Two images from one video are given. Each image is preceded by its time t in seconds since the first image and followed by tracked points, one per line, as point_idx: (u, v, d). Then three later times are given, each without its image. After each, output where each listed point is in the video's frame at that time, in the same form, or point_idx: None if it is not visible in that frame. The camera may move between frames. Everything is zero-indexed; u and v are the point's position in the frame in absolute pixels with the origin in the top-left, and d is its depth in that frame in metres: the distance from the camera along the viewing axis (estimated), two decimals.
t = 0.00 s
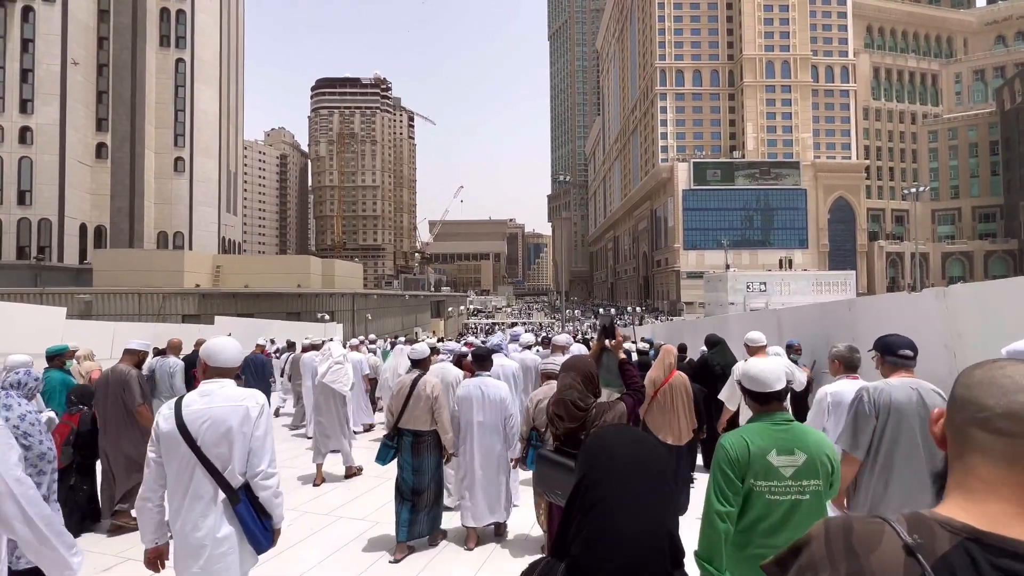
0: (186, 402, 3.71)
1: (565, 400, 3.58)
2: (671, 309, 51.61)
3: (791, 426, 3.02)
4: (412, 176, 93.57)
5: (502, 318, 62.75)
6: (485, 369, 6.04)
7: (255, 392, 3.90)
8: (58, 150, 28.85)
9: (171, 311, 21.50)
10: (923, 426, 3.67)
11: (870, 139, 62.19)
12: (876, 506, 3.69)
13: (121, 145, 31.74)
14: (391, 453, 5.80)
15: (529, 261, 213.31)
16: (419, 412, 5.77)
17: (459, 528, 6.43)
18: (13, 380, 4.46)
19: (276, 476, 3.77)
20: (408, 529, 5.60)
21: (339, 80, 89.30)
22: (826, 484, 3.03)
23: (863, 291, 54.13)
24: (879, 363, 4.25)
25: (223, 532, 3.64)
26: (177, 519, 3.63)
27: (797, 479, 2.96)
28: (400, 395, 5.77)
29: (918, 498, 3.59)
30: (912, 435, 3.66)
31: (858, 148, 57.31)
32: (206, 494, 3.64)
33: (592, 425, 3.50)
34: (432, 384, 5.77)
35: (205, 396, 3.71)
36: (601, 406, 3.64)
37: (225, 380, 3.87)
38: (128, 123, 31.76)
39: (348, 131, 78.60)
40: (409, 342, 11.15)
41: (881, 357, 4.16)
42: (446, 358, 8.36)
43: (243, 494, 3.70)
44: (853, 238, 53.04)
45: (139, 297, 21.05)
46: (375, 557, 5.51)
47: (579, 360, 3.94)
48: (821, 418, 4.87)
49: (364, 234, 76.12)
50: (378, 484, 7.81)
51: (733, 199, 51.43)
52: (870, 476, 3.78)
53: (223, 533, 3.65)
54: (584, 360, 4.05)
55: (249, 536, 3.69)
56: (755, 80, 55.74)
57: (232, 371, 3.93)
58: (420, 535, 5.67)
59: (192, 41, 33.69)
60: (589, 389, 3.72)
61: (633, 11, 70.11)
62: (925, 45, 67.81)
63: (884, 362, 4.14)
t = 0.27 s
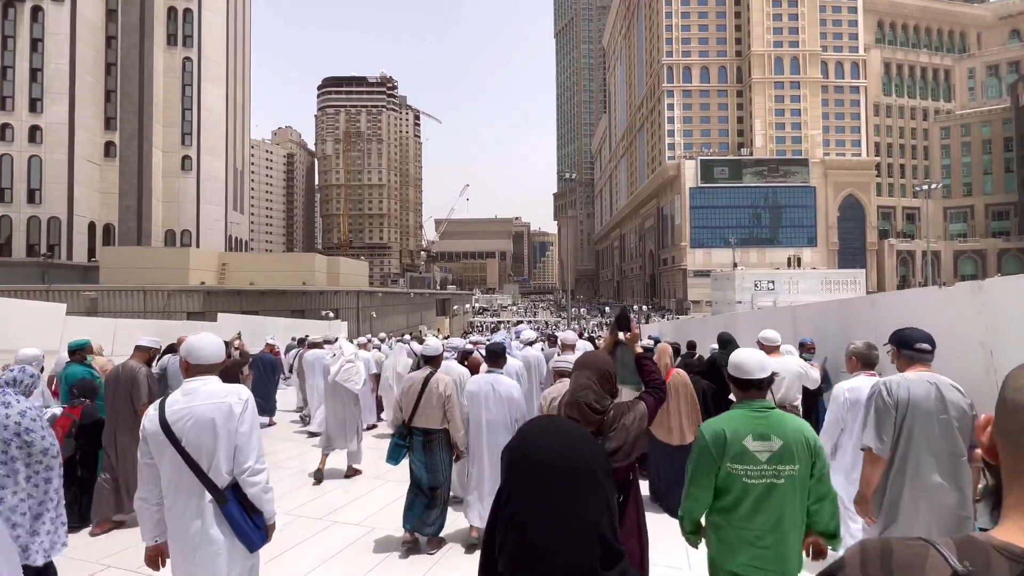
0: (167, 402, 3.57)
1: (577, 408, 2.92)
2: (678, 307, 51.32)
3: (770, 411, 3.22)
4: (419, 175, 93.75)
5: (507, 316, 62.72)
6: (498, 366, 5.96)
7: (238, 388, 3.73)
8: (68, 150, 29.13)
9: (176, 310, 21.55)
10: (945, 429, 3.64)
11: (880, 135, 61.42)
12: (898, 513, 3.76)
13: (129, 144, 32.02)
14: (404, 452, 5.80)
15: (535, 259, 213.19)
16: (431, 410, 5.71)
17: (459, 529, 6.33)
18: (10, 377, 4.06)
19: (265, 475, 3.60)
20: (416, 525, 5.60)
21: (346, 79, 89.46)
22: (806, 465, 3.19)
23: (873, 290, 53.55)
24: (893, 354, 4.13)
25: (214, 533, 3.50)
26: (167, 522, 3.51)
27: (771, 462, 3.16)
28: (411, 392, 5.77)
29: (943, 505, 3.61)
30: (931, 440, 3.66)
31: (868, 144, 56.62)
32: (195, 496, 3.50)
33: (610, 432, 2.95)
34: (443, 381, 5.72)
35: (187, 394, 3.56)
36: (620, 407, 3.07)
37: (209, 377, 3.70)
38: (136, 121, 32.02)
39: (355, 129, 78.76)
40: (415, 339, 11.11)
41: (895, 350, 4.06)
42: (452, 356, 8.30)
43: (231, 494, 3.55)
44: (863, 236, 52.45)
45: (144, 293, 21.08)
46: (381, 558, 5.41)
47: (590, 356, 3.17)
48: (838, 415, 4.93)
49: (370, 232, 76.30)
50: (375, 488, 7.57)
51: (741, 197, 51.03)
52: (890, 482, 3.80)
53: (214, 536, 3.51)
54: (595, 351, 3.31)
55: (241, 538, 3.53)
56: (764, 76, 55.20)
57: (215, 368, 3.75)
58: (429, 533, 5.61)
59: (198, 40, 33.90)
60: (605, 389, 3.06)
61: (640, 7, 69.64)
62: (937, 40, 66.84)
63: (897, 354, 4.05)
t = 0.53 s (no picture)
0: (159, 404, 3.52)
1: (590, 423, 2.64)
2: (683, 307, 51.15)
3: (770, 420, 3.15)
4: (422, 175, 93.85)
5: (511, 317, 62.61)
6: (499, 370, 6.00)
7: (232, 389, 3.65)
8: (73, 151, 29.33)
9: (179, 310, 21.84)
10: (943, 437, 3.59)
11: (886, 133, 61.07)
12: (894, 524, 3.70)
13: (134, 145, 32.25)
14: (406, 457, 5.74)
15: (540, 258, 213.38)
16: (432, 414, 5.65)
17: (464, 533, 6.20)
18: (9, 379, 4.11)
19: (260, 479, 3.51)
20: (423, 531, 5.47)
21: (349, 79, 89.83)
22: (798, 474, 3.10)
23: (880, 289, 53.19)
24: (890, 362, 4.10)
25: (205, 538, 3.43)
26: (157, 525, 3.47)
27: (766, 468, 3.09)
28: (413, 395, 5.68)
29: (940, 516, 3.55)
30: (928, 449, 3.60)
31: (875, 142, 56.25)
32: (187, 498, 3.46)
33: (626, 450, 2.68)
34: (445, 386, 5.66)
35: (180, 396, 3.50)
36: (634, 421, 2.78)
37: (202, 379, 3.65)
38: (141, 123, 32.28)
39: (359, 130, 78.96)
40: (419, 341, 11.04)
41: (891, 359, 4.09)
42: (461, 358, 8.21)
43: (224, 498, 3.47)
44: (869, 235, 52.14)
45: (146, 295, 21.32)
46: (386, 564, 5.32)
47: (602, 363, 2.85)
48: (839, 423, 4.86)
49: (375, 232, 76.51)
50: (373, 495, 7.38)
51: (746, 196, 50.76)
52: (886, 491, 3.74)
53: (208, 540, 3.45)
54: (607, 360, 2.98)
55: (235, 543, 3.45)
56: (768, 75, 55.01)
57: (209, 369, 3.70)
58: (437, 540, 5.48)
59: (203, 41, 34.22)
60: (619, 402, 2.74)
61: (643, 7, 69.53)
62: (943, 37, 66.43)
63: (894, 364, 4.07)
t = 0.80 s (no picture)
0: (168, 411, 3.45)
1: (588, 427, 2.24)
2: (684, 307, 51.05)
3: (765, 413, 3.10)
4: (422, 176, 93.83)
5: (511, 317, 62.61)
6: (489, 371, 5.81)
7: (243, 397, 3.59)
8: (72, 154, 29.37)
9: (176, 312, 22.38)
10: (938, 430, 3.52)
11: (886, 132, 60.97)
12: (891, 520, 3.62)
13: (133, 148, 32.31)
14: (404, 456, 5.71)
15: (540, 259, 213.26)
16: (427, 416, 5.57)
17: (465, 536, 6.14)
18: (16, 382, 3.96)
19: (268, 488, 3.46)
20: (424, 533, 5.41)
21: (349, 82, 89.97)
22: (789, 466, 3.06)
23: (882, 288, 53.06)
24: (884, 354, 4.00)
25: (209, 547, 3.37)
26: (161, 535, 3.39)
27: (759, 455, 3.04)
28: (410, 395, 5.64)
29: (934, 510, 3.49)
30: (924, 443, 3.52)
31: (875, 141, 56.15)
32: (192, 506, 3.38)
33: (630, 458, 2.36)
34: (441, 385, 5.57)
35: (191, 403, 3.44)
36: (640, 427, 2.46)
37: (212, 386, 3.57)
38: (140, 125, 32.35)
39: (358, 131, 78.94)
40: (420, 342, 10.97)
41: (888, 352, 3.90)
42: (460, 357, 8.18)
43: (230, 507, 3.40)
44: (870, 233, 52.03)
45: (144, 297, 21.86)
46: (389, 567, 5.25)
47: (603, 361, 2.50)
48: (833, 422, 4.86)
49: (375, 234, 76.53)
50: (368, 500, 7.20)
51: (746, 195, 50.68)
52: (881, 488, 3.67)
53: (211, 549, 3.39)
54: (609, 359, 2.63)
55: (241, 553, 3.38)
56: (768, 74, 54.95)
57: (219, 375, 3.63)
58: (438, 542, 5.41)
59: (201, 43, 34.30)
60: (623, 406, 2.39)
61: (642, 6, 69.48)
62: (943, 35, 66.37)
63: (890, 358, 3.91)
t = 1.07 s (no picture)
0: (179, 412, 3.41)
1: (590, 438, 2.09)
2: (682, 307, 51.12)
3: (748, 406, 3.43)
4: (419, 179, 93.83)
5: (509, 319, 62.59)
6: (479, 373, 5.74)
7: (253, 402, 3.55)
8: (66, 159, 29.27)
9: (169, 317, 22.59)
10: (940, 429, 3.50)
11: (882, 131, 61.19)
12: (892, 515, 3.61)
13: (127, 151, 32.27)
14: (400, 460, 5.60)
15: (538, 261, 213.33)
16: (427, 418, 5.51)
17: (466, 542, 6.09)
18: (24, 387, 3.83)
19: (276, 495, 3.43)
20: (425, 539, 5.39)
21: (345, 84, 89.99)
22: (773, 456, 3.44)
23: (879, 287, 53.20)
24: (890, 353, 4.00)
25: (218, 553, 3.33)
26: (171, 536, 3.34)
27: (747, 446, 3.40)
28: (408, 398, 5.56)
29: (935, 508, 3.47)
30: (928, 441, 3.51)
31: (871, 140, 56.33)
32: (202, 510, 3.34)
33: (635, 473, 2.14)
34: (440, 386, 5.53)
35: (201, 407, 3.39)
36: (646, 438, 2.28)
37: (222, 390, 3.54)
38: (134, 129, 32.32)
39: (355, 134, 78.83)
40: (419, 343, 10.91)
41: (893, 353, 3.91)
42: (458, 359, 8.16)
43: (239, 512, 3.37)
44: (867, 233, 52.18)
45: (136, 301, 22.00)
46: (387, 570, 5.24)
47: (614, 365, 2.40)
48: (820, 418, 5.06)
49: (372, 237, 76.46)
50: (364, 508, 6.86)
51: (743, 195, 50.73)
52: (885, 484, 3.64)
53: (219, 554, 3.35)
54: (612, 360, 2.51)
55: (251, 558, 3.36)
56: (764, 74, 55.12)
57: (229, 378, 3.59)
58: (438, 548, 5.49)
59: (196, 46, 34.32)
60: (625, 413, 2.26)
61: (638, 7, 69.58)
62: (938, 34, 66.66)
63: (895, 358, 3.92)
